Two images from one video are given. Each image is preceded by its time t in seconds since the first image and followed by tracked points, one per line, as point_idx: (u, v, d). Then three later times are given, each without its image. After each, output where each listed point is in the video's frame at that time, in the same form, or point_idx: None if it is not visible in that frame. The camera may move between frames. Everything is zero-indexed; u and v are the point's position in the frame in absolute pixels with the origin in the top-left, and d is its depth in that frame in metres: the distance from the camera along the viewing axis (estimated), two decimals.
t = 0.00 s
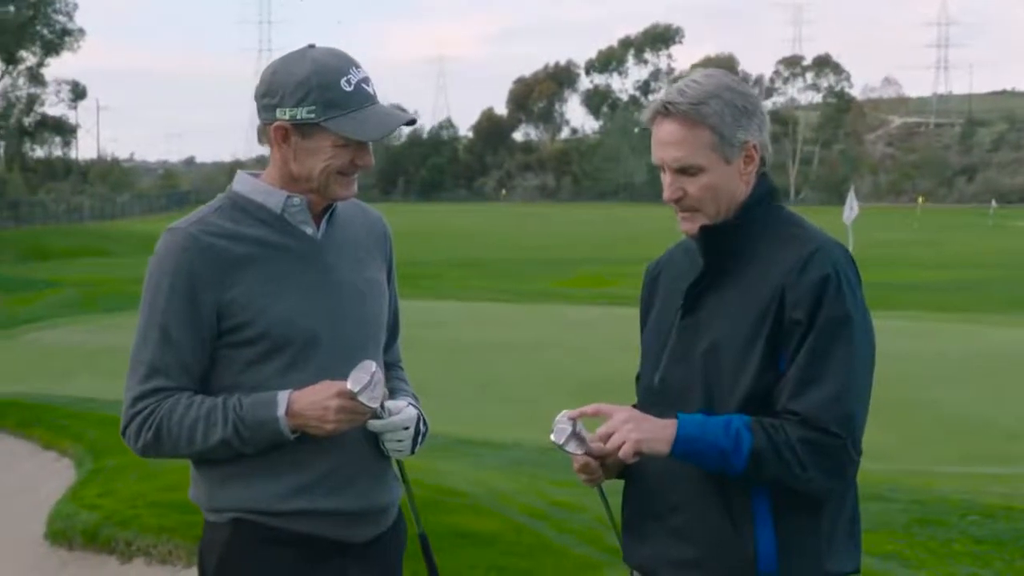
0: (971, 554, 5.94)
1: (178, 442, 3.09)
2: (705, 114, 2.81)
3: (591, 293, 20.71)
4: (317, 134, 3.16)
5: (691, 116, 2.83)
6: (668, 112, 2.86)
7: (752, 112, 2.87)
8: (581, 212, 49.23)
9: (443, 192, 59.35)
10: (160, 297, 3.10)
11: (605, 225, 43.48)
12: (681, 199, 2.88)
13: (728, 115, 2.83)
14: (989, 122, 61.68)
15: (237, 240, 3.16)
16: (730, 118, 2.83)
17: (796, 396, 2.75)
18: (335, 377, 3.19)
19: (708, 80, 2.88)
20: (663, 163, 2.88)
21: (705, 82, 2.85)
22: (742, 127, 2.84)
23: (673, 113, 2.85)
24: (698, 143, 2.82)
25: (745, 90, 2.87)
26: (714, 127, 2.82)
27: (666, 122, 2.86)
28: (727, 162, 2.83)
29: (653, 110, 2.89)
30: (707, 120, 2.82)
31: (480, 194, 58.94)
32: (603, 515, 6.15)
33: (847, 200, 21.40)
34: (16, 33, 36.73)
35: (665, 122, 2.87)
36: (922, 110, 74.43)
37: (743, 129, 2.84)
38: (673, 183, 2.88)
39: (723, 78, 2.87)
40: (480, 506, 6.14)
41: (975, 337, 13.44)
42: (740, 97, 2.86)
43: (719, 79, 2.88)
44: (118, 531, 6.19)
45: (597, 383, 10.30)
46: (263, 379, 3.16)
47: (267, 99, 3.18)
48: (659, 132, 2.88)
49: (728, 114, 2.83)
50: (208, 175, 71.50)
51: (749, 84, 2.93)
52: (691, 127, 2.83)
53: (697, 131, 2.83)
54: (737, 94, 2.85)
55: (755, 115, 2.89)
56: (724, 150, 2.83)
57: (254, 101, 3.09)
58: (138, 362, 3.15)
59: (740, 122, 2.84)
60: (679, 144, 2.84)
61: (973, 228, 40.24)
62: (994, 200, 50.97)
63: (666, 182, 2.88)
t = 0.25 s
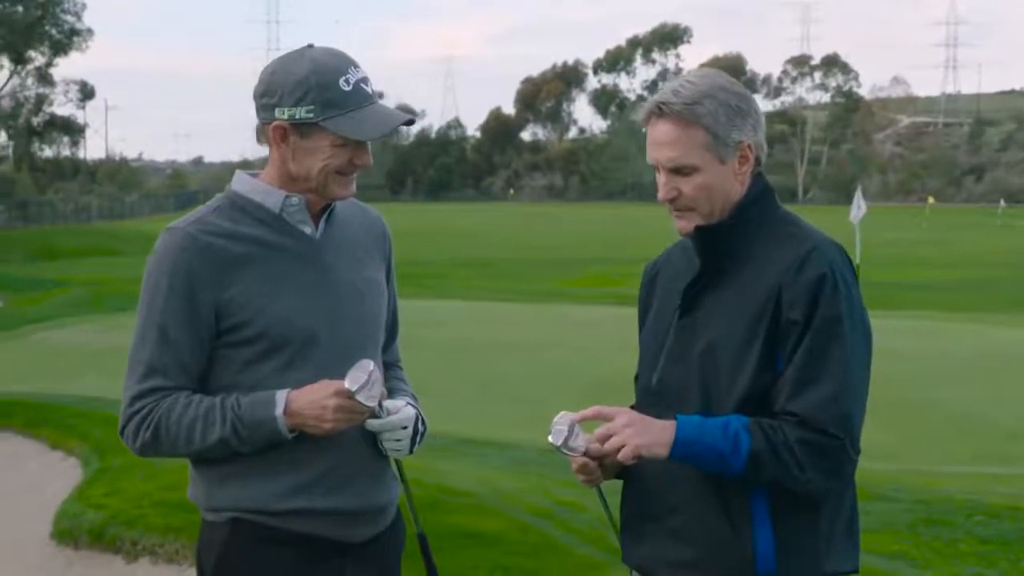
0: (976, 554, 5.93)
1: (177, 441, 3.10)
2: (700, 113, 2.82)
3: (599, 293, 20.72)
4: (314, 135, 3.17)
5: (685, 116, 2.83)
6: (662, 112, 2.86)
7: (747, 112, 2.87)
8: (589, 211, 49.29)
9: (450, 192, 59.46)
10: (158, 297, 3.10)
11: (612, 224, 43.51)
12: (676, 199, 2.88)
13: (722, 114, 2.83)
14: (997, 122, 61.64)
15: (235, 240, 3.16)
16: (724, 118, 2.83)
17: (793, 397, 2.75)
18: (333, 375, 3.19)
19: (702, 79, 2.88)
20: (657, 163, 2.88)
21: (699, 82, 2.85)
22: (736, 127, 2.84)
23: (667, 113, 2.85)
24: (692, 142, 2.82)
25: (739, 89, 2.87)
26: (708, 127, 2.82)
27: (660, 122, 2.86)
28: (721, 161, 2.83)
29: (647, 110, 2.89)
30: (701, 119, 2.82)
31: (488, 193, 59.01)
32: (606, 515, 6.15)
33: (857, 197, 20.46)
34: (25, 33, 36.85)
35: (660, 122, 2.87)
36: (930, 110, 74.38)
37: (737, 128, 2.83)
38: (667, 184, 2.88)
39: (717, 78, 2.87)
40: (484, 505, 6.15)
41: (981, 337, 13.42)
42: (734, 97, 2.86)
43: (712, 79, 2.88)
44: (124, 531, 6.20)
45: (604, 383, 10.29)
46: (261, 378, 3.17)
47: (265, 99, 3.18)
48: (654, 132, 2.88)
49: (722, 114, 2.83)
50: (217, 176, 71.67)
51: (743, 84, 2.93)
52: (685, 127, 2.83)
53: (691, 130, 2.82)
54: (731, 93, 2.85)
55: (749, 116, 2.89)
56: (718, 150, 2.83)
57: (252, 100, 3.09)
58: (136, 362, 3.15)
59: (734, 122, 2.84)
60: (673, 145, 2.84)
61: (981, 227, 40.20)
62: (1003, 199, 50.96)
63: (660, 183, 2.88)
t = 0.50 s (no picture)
0: (984, 554, 5.92)
1: (176, 441, 3.10)
2: (698, 111, 2.82)
3: (606, 293, 20.74)
4: (314, 135, 3.17)
5: (684, 114, 2.83)
6: (661, 111, 2.86)
7: (744, 111, 2.87)
8: (597, 211, 49.36)
9: (459, 192, 59.59)
10: (156, 297, 3.10)
11: (620, 224, 43.56)
12: (674, 196, 2.89)
13: (721, 113, 2.83)
14: (1006, 122, 61.68)
15: (235, 239, 3.17)
16: (723, 117, 2.83)
17: (789, 394, 2.75)
18: (332, 375, 3.20)
19: (698, 80, 2.88)
20: (655, 161, 2.89)
21: (697, 81, 2.86)
22: (734, 128, 2.84)
23: (665, 112, 2.86)
24: (690, 140, 2.82)
25: (739, 88, 2.88)
26: (706, 127, 2.82)
27: (658, 121, 2.87)
28: (719, 161, 2.84)
29: (646, 108, 2.89)
30: (701, 118, 2.83)
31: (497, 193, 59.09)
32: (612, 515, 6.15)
33: (865, 197, 19.58)
34: (34, 33, 36.97)
35: (658, 121, 2.87)
36: (939, 109, 74.37)
37: (736, 127, 2.83)
38: (665, 181, 2.89)
39: (714, 76, 2.88)
40: (490, 505, 6.15)
41: (989, 337, 13.41)
42: (735, 97, 2.86)
43: (709, 80, 2.88)
44: (130, 530, 6.21)
45: (610, 384, 10.27)
46: (260, 378, 3.16)
47: (265, 98, 3.19)
48: (651, 129, 2.88)
49: (720, 115, 2.84)
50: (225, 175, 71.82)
51: (742, 83, 2.94)
52: (684, 124, 2.84)
53: (691, 129, 2.83)
54: (732, 92, 2.86)
55: (748, 115, 2.90)
56: (715, 147, 2.83)
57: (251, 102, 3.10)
58: (135, 361, 3.15)
59: (733, 122, 2.85)
60: (672, 145, 2.85)
61: (990, 227, 40.20)
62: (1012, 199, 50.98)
63: (657, 181, 2.89)
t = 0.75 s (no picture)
0: (992, 555, 5.91)
1: (177, 441, 3.10)
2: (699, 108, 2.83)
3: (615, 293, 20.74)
4: (317, 133, 3.17)
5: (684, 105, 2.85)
6: (664, 99, 2.89)
7: (746, 109, 2.88)
8: (607, 211, 49.41)
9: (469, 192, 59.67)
10: (159, 295, 3.10)
11: (630, 224, 43.59)
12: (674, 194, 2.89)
13: (720, 108, 2.85)
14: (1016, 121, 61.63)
15: (237, 239, 3.17)
16: (721, 110, 2.84)
17: (785, 395, 2.75)
18: (333, 375, 3.20)
19: (700, 71, 2.91)
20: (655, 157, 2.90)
21: (699, 79, 2.87)
22: (732, 122, 2.85)
23: (667, 101, 2.88)
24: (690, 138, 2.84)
25: (744, 83, 2.89)
26: (703, 118, 2.84)
27: (660, 118, 2.89)
28: (714, 152, 2.85)
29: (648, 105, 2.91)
30: (699, 105, 2.86)
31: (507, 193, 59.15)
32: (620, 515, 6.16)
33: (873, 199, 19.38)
34: (45, 33, 37.12)
35: (660, 119, 2.89)
36: (949, 109, 74.28)
37: (734, 125, 2.84)
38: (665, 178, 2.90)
39: (716, 73, 2.89)
40: (497, 505, 6.15)
41: (997, 337, 13.39)
42: (738, 91, 2.87)
43: (711, 72, 2.90)
44: (139, 530, 6.22)
45: (618, 384, 10.27)
46: (261, 378, 3.17)
47: (267, 98, 3.20)
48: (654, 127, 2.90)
49: (720, 107, 2.85)
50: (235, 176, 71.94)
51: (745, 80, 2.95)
52: (685, 123, 2.85)
53: (688, 113, 2.86)
54: (734, 86, 2.87)
55: (750, 114, 2.90)
56: (710, 136, 2.85)
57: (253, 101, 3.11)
58: (137, 360, 3.16)
59: (732, 116, 2.86)
60: (670, 132, 2.87)
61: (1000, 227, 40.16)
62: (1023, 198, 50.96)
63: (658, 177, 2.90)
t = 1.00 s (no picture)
0: (1005, 555, 5.89)
1: (181, 440, 3.11)
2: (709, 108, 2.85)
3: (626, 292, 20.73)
4: (323, 133, 3.18)
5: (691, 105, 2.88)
6: (674, 98, 2.92)
7: (757, 107, 2.89)
8: (618, 211, 49.43)
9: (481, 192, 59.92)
10: (164, 296, 3.10)
11: (642, 224, 43.61)
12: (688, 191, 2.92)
13: (727, 108, 2.86)
14: None
15: (243, 238, 3.17)
16: (726, 111, 2.86)
17: (781, 393, 2.76)
18: (338, 374, 3.20)
19: (711, 69, 2.93)
20: (666, 154, 2.93)
21: (710, 79, 2.89)
22: (737, 122, 2.87)
23: (677, 100, 2.91)
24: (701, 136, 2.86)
25: (754, 81, 2.89)
26: (709, 118, 2.87)
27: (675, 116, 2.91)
28: (720, 152, 2.87)
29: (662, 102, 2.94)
30: (705, 104, 2.88)
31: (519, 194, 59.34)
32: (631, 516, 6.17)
33: (885, 197, 19.33)
34: (58, 33, 37.39)
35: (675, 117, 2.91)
36: (962, 109, 74.09)
37: (742, 123, 2.86)
38: (678, 176, 2.92)
39: (730, 71, 2.90)
40: (508, 504, 6.16)
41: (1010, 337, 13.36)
42: (746, 88, 2.88)
43: (721, 71, 2.93)
44: (150, 529, 6.22)
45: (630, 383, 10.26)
46: (266, 377, 3.18)
47: (273, 99, 3.20)
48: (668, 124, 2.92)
49: (727, 105, 2.87)
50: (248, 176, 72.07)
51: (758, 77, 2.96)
52: (697, 123, 2.88)
53: (694, 111, 2.89)
54: (744, 84, 2.89)
55: (764, 110, 2.90)
56: (715, 137, 2.87)
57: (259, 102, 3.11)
58: (143, 361, 3.17)
59: (738, 115, 2.87)
60: (678, 130, 2.90)
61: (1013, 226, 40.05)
62: None
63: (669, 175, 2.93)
